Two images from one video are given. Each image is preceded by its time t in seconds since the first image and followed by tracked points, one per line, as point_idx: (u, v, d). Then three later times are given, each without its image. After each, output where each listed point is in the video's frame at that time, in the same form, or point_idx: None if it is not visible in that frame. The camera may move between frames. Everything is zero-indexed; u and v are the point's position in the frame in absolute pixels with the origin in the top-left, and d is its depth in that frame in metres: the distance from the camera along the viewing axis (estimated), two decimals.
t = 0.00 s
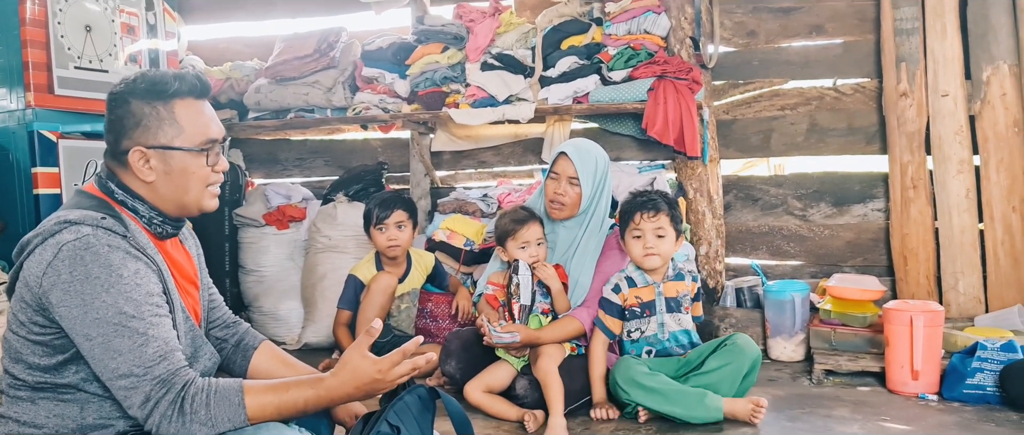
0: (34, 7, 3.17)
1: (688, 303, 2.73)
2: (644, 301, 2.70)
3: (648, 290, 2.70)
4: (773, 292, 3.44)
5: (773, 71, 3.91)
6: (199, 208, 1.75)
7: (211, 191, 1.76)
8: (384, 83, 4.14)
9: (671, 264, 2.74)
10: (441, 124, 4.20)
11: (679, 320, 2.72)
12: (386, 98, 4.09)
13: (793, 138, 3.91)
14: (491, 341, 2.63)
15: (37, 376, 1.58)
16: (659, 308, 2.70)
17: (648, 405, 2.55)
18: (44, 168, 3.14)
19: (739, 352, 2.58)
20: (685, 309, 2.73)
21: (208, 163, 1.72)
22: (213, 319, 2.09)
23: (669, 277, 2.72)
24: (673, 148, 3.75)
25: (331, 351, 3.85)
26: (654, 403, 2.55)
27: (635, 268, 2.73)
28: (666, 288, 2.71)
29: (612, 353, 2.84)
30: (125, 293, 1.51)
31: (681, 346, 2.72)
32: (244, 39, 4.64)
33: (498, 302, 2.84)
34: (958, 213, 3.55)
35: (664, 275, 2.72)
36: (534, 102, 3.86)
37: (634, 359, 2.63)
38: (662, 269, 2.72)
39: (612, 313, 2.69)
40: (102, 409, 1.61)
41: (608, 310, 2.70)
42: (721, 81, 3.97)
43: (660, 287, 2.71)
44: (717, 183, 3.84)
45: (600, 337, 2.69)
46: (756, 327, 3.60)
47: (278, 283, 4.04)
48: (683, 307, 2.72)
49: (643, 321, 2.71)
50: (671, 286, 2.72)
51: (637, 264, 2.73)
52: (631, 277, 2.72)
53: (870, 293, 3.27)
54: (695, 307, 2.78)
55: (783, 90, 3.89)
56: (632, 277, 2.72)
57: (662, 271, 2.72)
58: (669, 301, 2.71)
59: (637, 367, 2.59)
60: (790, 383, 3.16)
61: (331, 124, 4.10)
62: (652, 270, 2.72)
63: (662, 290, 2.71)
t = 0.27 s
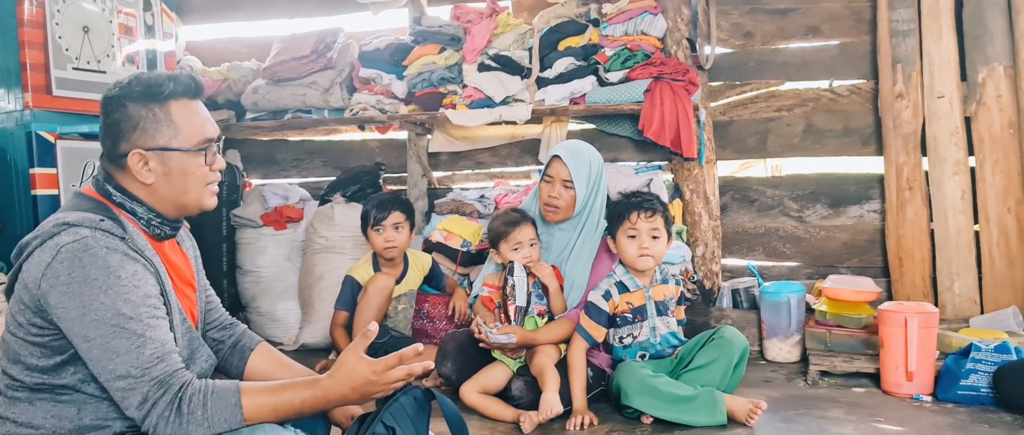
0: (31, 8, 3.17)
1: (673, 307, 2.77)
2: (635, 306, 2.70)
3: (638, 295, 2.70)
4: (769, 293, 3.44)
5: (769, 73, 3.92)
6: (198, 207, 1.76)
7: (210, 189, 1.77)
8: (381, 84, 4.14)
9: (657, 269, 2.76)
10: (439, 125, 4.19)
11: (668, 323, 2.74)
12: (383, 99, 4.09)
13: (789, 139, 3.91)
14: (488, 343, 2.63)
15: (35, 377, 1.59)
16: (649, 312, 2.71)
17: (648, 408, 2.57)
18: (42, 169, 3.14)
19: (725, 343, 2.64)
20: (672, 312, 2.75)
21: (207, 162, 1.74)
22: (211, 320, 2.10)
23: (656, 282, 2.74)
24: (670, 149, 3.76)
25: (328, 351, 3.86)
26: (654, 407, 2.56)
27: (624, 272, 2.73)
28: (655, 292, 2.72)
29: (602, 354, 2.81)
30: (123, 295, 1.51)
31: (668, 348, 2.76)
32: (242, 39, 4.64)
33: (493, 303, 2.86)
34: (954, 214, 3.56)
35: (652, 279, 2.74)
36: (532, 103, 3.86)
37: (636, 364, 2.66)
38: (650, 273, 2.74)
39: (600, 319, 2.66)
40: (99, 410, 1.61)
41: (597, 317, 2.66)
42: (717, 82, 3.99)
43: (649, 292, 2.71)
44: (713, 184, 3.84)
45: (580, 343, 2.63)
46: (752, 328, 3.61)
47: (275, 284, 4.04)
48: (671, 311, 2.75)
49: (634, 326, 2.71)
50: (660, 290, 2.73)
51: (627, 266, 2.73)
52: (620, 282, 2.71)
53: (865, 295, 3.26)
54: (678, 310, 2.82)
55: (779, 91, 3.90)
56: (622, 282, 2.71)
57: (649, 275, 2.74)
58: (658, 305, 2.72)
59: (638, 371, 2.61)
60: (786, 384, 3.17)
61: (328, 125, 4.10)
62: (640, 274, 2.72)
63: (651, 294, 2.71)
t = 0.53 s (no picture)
0: (30, 15, 3.19)
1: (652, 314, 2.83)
2: (620, 314, 2.73)
3: (622, 303, 2.73)
4: (761, 299, 3.48)
5: (763, 80, 3.95)
6: (191, 214, 1.79)
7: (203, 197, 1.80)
8: (378, 90, 4.16)
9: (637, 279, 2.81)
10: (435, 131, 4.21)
11: (649, 328, 2.82)
12: (380, 106, 4.10)
13: (781, 147, 3.95)
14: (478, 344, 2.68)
15: (32, 384, 1.61)
16: (634, 320, 2.75)
17: (648, 406, 2.59)
18: (40, 175, 3.17)
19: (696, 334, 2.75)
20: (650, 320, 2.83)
21: (197, 171, 1.76)
22: (206, 327, 2.12)
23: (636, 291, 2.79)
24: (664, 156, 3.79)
25: (324, 356, 3.89)
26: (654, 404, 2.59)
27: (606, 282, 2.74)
28: (637, 300, 2.77)
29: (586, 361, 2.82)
30: (121, 300, 1.55)
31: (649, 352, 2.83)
32: (241, 46, 4.66)
33: (487, 310, 2.87)
34: (945, 220, 3.59)
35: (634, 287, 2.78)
36: (527, 110, 3.89)
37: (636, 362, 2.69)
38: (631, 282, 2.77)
39: (586, 328, 2.66)
40: (95, 417, 1.64)
41: (585, 326, 2.66)
42: (710, 89, 4.01)
43: (632, 300, 2.76)
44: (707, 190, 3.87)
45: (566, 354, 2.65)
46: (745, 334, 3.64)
47: (272, 289, 4.07)
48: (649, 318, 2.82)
49: (617, 334, 2.73)
50: (641, 298, 2.79)
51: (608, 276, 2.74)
52: (604, 289, 2.73)
53: (856, 301, 3.29)
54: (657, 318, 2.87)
55: (773, 98, 3.94)
56: (606, 289, 2.72)
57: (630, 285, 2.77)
58: (640, 313, 2.78)
59: (640, 368, 2.64)
60: (777, 389, 3.20)
61: (325, 131, 4.13)
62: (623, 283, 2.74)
63: (635, 303, 2.76)
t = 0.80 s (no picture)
0: (31, 19, 3.23)
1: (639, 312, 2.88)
2: (609, 314, 2.76)
3: (611, 302, 2.77)
4: (753, 298, 3.52)
5: (755, 81, 3.99)
6: (183, 215, 1.82)
7: (195, 199, 1.83)
8: (374, 92, 4.22)
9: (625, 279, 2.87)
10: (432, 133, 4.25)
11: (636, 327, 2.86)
12: (376, 107, 4.16)
13: (774, 147, 3.99)
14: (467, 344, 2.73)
15: (33, 381, 1.66)
16: (622, 320, 2.79)
17: (643, 412, 2.63)
18: (40, 177, 3.21)
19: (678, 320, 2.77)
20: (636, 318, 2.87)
21: (188, 172, 1.79)
22: (203, 325, 2.17)
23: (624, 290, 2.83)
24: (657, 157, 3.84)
25: (322, 355, 3.93)
26: (648, 410, 2.63)
27: (593, 282, 2.78)
28: (624, 300, 2.81)
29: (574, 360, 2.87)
30: (124, 296, 1.60)
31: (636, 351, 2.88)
32: (239, 48, 4.75)
33: (481, 309, 2.92)
34: (935, 220, 3.63)
35: (620, 287, 2.83)
36: (521, 111, 3.93)
37: (628, 368, 2.72)
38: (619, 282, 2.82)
39: (575, 329, 2.67)
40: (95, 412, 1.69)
41: (573, 326, 2.68)
42: (704, 91, 4.05)
43: (620, 300, 2.80)
44: (700, 191, 3.91)
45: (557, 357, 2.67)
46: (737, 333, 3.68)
47: (270, 289, 4.11)
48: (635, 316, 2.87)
49: (607, 333, 2.78)
50: (629, 298, 2.83)
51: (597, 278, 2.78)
52: (593, 289, 2.76)
53: (848, 300, 3.32)
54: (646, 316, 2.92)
55: (766, 100, 3.99)
56: (594, 289, 2.76)
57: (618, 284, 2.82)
58: (628, 312, 2.82)
59: (632, 375, 2.67)
60: (768, 387, 3.24)
61: (322, 132, 4.17)
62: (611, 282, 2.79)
63: (623, 302, 2.80)
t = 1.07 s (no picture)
0: (31, 21, 3.28)
1: (632, 311, 2.89)
2: (599, 310, 2.81)
3: (602, 299, 2.82)
4: (746, 296, 3.55)
5: (748, 81, 4.04)
6: (180, 215, 1.86)
7: (190, 200, 1.87)
8: (372, 93, 4.26)
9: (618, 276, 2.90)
10: (428, 133, 4.30)
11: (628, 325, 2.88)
12: (374, 108, 4.20)
13: (767, 146, 4.04)
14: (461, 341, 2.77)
15: (33, 377, 1.70)
16: (612, 316, 2.83)
17: (637, 421, 2.67)
18: (41, 177, 3.26)
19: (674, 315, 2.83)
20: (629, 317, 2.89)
21: (185, 173, 1.83)
22: (201, 323, 2.21)
23: (616, 288, 2.87)
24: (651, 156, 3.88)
25: (320, 353, 3.98)
26: (642, 417, 2.67)
27: (586, 278, 2.84)
28: (616, 297, 2.85)
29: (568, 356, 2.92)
30: (121, 294, 1.64)
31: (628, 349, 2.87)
32: (238, 49, 4.79)
33: (475, 307, 2.95)
34: (925, 218, 3.68)
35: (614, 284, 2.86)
36: (516, 111, 3.98)
37: (615, 378, 2.76)
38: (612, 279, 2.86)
39: (565, 324, 2.73)
40: (95, 407, 1.73)
41: (564, 322, 2.73)
42: (697, 91, 4.10)
43: (611, 297, 2.83)
44: (694, 190, 3.96)
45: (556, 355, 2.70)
46: (731, 330, 3.72)
47: (269, 287, 4.16)
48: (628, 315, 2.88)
49: (597, 329, 2.81)
50: (621, 295, 2.85)
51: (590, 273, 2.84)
52: (584, 285, 2.83)
53: (839, 297, 3.37)
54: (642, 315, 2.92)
55: (758, 100, 4.03)
56: (586, 285, 2.83)
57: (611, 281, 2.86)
58: (619, 310, 2.84)
59: (620, 385, 2.71)
60: (760, 383, 3.29)
61: (320, 133, 4.22)
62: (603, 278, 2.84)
63: (613, 300, 2.83)
